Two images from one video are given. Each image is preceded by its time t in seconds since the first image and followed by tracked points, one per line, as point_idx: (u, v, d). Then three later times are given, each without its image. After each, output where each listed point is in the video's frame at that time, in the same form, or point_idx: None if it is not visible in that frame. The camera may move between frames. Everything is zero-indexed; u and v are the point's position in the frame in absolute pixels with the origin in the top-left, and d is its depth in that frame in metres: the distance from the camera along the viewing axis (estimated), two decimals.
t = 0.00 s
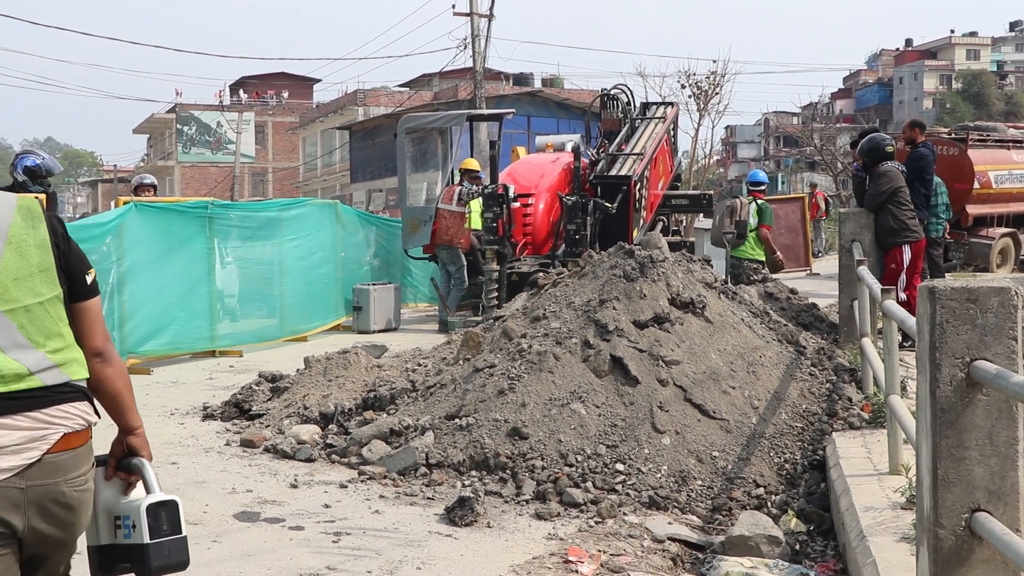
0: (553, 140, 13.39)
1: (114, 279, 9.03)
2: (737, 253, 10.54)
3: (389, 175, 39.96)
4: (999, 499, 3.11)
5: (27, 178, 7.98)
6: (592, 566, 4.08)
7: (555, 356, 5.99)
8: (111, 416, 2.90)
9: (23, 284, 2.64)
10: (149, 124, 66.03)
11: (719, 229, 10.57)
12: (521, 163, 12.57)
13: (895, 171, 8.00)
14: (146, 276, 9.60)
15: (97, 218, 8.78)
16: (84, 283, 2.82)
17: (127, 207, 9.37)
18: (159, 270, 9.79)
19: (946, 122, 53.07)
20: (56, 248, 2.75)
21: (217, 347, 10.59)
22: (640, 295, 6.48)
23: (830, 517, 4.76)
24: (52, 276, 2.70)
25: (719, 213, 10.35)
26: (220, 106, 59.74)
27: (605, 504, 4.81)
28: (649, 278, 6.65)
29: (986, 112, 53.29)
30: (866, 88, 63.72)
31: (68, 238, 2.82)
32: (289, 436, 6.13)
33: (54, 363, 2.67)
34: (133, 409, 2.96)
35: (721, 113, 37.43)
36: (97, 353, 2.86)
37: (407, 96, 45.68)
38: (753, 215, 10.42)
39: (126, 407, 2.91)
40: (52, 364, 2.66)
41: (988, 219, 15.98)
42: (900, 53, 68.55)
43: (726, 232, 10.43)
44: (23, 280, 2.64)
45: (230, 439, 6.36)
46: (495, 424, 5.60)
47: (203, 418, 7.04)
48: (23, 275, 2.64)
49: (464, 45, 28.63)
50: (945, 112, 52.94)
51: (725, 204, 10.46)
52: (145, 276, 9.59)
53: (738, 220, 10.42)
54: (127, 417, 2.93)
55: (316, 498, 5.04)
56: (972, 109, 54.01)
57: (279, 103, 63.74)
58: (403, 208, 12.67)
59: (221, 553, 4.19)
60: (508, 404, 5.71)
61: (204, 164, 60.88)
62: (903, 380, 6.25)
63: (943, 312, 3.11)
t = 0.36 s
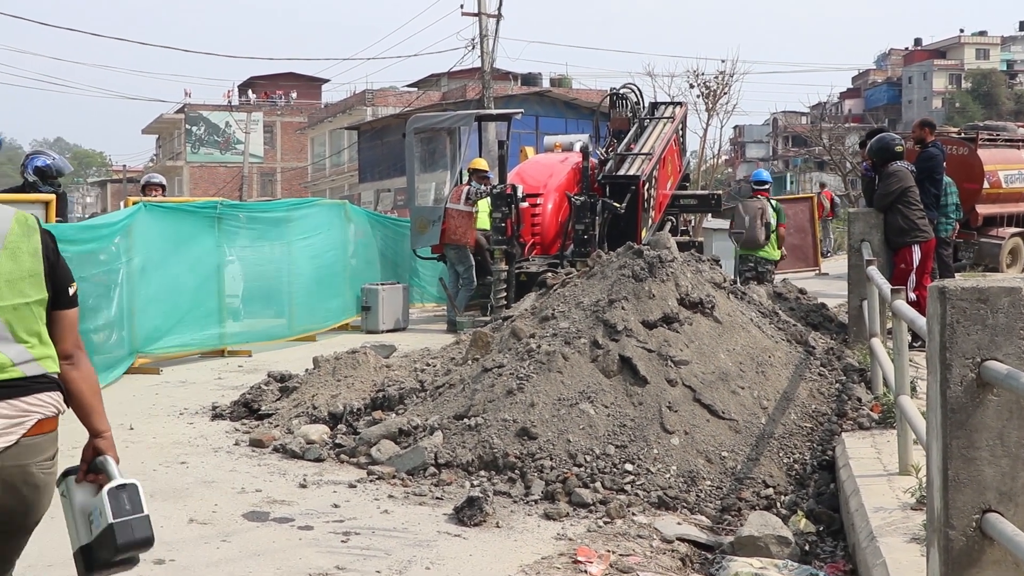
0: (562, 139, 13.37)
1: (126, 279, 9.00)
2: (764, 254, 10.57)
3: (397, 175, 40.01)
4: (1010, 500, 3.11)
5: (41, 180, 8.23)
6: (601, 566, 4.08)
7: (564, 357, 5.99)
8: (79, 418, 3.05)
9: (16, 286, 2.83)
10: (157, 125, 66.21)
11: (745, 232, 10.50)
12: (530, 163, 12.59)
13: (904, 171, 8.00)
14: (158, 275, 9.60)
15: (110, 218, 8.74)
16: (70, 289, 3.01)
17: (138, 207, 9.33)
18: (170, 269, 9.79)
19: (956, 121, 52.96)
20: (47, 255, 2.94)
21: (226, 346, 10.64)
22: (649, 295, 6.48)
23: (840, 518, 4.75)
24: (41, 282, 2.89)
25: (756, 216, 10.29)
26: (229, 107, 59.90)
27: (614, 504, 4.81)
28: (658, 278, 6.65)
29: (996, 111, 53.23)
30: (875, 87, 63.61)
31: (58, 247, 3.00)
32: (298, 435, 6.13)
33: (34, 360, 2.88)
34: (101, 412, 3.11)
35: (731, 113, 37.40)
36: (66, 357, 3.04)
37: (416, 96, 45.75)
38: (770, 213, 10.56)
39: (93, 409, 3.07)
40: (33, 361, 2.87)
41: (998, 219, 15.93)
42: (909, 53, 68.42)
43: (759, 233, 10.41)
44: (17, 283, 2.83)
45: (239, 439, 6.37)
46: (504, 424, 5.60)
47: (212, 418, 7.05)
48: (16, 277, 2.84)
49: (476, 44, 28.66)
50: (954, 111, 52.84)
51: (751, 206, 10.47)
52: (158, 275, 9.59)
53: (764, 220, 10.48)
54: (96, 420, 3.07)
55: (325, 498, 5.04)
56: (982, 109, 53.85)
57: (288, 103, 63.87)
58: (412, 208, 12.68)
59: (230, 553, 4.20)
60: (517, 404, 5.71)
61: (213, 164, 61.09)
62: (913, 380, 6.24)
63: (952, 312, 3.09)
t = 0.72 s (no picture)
0: (573, 139, 13.36)
1: (140, 279, 9.03)
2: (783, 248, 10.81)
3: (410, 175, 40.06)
4: None
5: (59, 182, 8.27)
6: (614, 565, 4.08)
7: (577, 356, 5.99)
8: (70, 386, 3.37)
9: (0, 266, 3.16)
10: (169, 126, 66.44)
11: (769, 226, 10.71)
12: (542, 162, 12.55)
13: (917, 170, 7.97)
14: (171, 275, 9.62)
15: (124, 218, 8.76)
16: (53, 272, 3.33)
17: (151, 207, 9.35)
18: (183, 269, 9.81)
19: (970, 120, 52.76)
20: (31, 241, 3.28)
21: (239, 346, 10.65)
22: (661, 295, 6.47)
23: (854, 517, 4.75)
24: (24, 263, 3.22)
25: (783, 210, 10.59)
26: (241, 107, 60.12)
27: (627, 504, 4.81)
28: (670, 277, 6.64)
29: (1010, 110, 53.06)
30: (888, 86, 63.44)
31: (43, 232, 3.33)
32: (311, 435, 6.14)
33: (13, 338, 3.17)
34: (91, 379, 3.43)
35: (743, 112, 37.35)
36: (59, 335, 3.38)
37: (427, 96, 45.81)
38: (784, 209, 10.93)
39: (83, 378, 3.39)
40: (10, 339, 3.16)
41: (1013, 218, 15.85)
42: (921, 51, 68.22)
43: (783, 226, 10.70)
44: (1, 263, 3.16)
45: (252, 439, 6.38)
46: (516, 424, 5.60)
47: (225, 418, 7.06)
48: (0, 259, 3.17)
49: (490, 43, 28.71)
50: (969, 110, 52.66)
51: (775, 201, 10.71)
52: (170, 274, 9.61)
53: (783, 215, 10.79)
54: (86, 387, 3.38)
55: (338, 498, 5.04)
56: (996, 108, 53.62)
57: (300, 104, 64.04)
58: (424, 208, 12.75)
59: (243, 553, 4.20)
60: (530, 404, 5.71)
61: (225, 164, 61.33)
62: (926, 380, 6.22)
63: (967, 311, 3.08)
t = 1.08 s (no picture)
0: (590, 139, 13.33)
1: (157, 279, 9.06)
2: (796, 248, 11.09)
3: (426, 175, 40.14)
4: None
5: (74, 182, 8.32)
6: (630, 566, 4.08)
7: (593, 356, 5.98)
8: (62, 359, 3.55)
9: None
10: (185, 126, 66.77)
11: (781, 228, 11.01)
12: (558, 162, 12.53)
13: (935, 170, 7.94)
14: (188, 275, 9.65)
15: (141, 218, 8.79)
16: (29, 253, 3.48)
17: (168, 207, 9.38)
18: (200, 268, 9.84)
19: (989, 119, 52.42)
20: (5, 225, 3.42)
21: (256, 346, 10.68)
22: (678, 295, 6.47)
23: (871, 518, 4.74)
24: None
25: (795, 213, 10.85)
26: (257, 107, 60.41)
27: (643, 504, 4.81)
28: (687, 277, 6.64)
29: None
30: (905, 85, 63.12)
31: (16, 217, 3.47)
32: (327, 435, 6.16)
33: None
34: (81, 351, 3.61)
35: (760, 112, 37.24)
36: (41, 309, 3.53)
37: (444, 96, 45.87)
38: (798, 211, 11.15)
39: (71, 350, 3.55)
40: None
41: None
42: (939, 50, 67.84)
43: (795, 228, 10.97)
44: None
45: (268, 438, 6.40)
46: (533, 424, 5.60)
47: (242, 417, 7.08)
48: None
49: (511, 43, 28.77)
50: (988, 109, 52.30)
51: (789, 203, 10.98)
52: (188, 274, 9.64)
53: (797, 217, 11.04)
54: (77, 356, 3.56)
55: (354, 497, 5.06)
56: (1016, 107, 53.24)
57: (316, 104, 64.24)
58: (441, 207, 13.01)
59: (260, 552, 4.22)
60: (546, 404, 5.71)
61: (242, 163, 61.69)
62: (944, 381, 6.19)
63: (986, 312, 3.07)
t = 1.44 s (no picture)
0: (600, 139, 13.29)
1: (166, 279, 9.07)
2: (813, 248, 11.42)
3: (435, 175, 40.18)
4: None
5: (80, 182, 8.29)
6: (639, 566, 4.08)
7: (602, 356, 5.98)
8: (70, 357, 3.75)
9: None
10: (194, 126, 66.95)
11: (800, 228, 11.35)
12: (567, 162, 12.54)
13: (946, 170, 7.93)
14: (198, 275, 9.68)
15: (150, 218, 8.80)
16: (40, 253, 3.72)
17: (178, 207, 9.39)
18: (209, 268, 9.85)
19: (999, 120, 52.27)
20: (18, 227, 3.69)
21: (265, 346, 10.69)
22: (687, 295, 6.47)
23: (880, 519, 4.73)
24: (9, 248, 3.65)
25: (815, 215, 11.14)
26: (267, 108, 60.62)
27: (652, 504, 4.81)
28: (696, 278, 6.63)
29: None
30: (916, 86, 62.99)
31: (29, 217, 3.74)
32: (336, 434, 6.17)
33: (13, 313, 3.66)
34: (89, 350, 3.79)
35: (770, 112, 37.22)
36: (51, 308, 3.75)
37: (453, 97, 45.93)
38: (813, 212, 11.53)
39: (77, 349, 3.75)
40: (10, 313, 3.65)
41: None
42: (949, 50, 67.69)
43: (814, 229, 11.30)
44: None
45: (278, 438, 6.41)
46: (542, 424, 5.60)
47: (252, 417, 7.09)
48: None
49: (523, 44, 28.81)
50: (999, 109, 52.16)
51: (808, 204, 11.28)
52: (197, 274, 9.65)
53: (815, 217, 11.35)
54: (83, 356, 3.75)
55: (363, 497, 5.06)
56: None
57: (324, 104, 64.36)
58: (449, 208, 13.07)
59: (268, 551, 4.22)
60: (555, 403, 5.71)
61: (252, 163, 61.91)
62: (954, 381, 6.19)
63: (996, 313, 3.06)
